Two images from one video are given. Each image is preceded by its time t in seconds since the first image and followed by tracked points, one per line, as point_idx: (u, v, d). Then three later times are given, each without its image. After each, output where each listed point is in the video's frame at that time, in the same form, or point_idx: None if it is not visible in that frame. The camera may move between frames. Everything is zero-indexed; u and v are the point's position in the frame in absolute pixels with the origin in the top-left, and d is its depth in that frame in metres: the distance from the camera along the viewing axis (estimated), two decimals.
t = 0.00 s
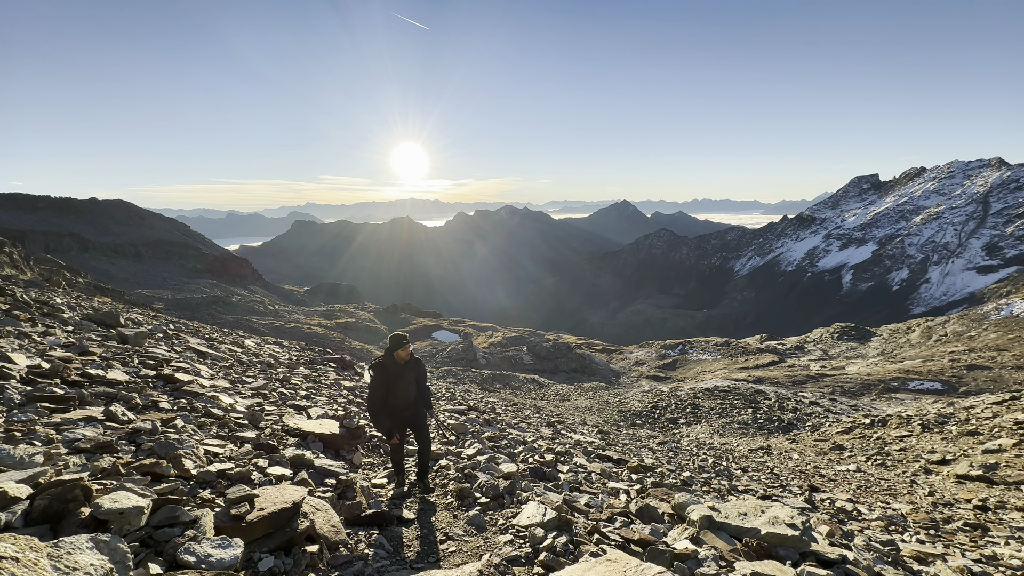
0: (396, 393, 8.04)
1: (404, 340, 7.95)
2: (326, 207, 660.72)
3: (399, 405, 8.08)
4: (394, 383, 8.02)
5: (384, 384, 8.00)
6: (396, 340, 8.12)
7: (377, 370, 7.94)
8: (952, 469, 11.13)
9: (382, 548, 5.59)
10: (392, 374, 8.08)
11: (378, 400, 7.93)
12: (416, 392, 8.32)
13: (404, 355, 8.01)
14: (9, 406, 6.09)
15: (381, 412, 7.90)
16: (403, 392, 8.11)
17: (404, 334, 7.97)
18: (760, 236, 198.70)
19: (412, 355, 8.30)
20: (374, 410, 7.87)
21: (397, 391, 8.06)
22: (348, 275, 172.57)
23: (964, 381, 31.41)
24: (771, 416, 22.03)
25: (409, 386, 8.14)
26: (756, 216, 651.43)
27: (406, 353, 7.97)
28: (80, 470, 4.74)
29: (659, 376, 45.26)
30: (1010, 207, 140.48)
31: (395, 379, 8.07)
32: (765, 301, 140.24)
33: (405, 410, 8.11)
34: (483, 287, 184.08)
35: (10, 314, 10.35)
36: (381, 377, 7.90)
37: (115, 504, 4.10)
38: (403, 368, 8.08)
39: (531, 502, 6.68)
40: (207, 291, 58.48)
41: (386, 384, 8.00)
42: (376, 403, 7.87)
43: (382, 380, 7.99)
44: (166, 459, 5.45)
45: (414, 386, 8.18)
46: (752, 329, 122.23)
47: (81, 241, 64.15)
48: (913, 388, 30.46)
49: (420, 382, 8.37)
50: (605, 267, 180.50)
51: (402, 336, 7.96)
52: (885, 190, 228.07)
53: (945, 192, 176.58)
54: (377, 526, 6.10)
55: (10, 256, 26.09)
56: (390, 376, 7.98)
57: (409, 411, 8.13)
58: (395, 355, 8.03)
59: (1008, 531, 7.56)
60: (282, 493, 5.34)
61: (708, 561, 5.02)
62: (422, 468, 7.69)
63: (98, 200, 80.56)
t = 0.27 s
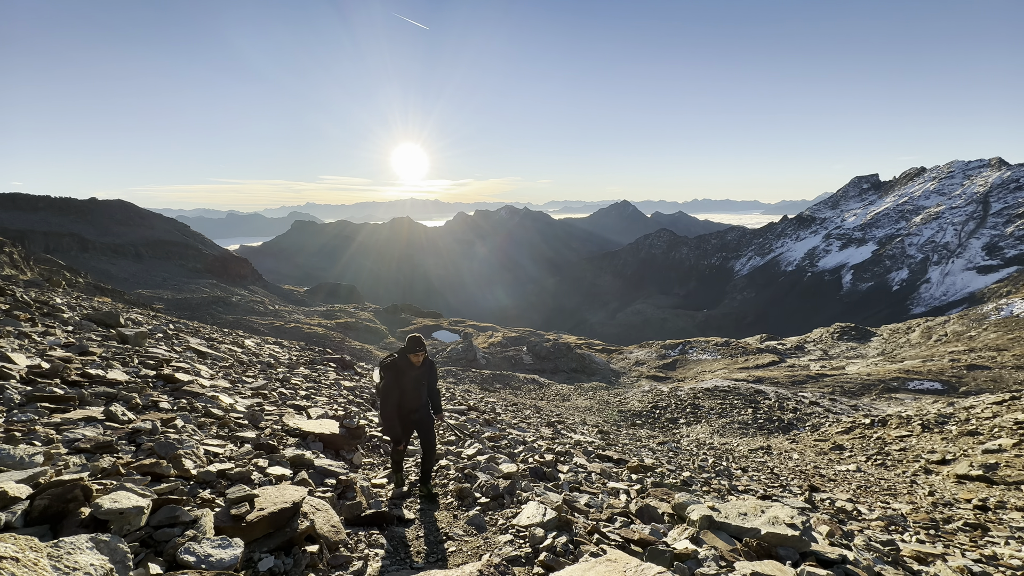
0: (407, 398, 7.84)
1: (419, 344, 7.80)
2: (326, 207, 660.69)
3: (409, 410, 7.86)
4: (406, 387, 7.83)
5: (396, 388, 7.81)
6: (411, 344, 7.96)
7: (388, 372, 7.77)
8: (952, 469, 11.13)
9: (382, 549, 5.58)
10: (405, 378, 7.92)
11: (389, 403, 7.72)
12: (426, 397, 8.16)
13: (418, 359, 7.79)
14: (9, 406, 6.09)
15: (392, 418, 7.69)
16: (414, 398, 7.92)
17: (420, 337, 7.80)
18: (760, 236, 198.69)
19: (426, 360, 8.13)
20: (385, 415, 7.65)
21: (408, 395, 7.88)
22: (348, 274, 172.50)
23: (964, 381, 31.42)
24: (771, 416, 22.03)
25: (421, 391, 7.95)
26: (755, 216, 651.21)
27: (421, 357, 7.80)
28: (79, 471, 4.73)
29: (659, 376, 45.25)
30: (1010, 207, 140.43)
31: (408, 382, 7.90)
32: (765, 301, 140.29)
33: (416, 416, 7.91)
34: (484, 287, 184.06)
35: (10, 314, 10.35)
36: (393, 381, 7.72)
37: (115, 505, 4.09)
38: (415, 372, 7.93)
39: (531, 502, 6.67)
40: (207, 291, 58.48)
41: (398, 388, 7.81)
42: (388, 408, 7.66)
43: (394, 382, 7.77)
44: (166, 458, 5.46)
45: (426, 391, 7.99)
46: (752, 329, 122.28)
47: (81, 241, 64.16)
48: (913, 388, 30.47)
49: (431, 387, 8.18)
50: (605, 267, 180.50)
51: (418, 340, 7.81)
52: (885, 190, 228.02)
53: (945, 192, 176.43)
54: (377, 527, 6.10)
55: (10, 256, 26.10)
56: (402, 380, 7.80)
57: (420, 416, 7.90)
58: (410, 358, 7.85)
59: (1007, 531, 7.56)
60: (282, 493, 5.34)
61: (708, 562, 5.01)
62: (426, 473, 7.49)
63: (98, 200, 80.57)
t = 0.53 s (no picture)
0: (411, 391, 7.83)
1: (425, 338, 7.71)
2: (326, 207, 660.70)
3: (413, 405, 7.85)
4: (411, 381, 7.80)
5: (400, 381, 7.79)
6: (417, 338, 7.88)
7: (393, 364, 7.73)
8: (953, 469, 11.12)
9: (383, 549, 5.59)
10: (412, 371, 7.92)
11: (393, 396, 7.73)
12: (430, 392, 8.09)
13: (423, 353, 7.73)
14: (9, 406, 6.08)
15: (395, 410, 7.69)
16: (419, 391, 7.91)
17: (427, 331, 7.72)
18: (760, 236, 198.68)
19: (433, 353, 8.06)
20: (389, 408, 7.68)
21: (413, 389, 7.86)
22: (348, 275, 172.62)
23: (964, 381, 31.44)
24: (771, 416, 22.04)
25: (427, 385, 7.93)
26: (755, 216, 651.33)
27: (427, 351, 7.73)
28: (79, 470, 4.73)
29: (659, 376, 45.27)
30: (1010, 207, 140.41)
31: (414, 376, 7.86)
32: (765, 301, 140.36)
33: (421, 412, 7.89)
34: (484, 287, 184.07)
35: (10, 314, 10.35)
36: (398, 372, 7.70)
37: (114, 506, 4.09)
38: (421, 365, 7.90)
39: (531, 502, 6.67)
40: (208, 291, 58.53)
41: (404, 381, 7.79)
42: (390, 401, 7.67)
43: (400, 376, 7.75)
44: (166, 459, 5.45)
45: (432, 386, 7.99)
46: (752, 329, 122.38)
47: (81, 241, 64.18)
48: (913, 388, 30.49)
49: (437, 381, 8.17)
50: (605, 267, 180.49)
51: (424, 333, 7.73)
52: (885, 190, 228.05)
53: (945, 192, 176.36)
54: (377, 527, 6.11)
55: (10, 256, 26.11)
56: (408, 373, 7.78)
57: (425, 411, 7.89)
58: (416, 351, 7.81)
59: (1008, 531, 7.55)
60: (282, 493, 5.34)
61: (708, 561, 5.01)
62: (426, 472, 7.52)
63: (98, 201, 80.59)
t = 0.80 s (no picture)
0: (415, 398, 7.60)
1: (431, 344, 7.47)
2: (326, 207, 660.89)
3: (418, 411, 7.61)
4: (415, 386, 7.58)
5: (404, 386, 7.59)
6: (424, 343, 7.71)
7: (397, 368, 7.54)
8: (952, 469, 11.12)
9: (382, 548, 5.60)
10: (417, 377, 7.71)
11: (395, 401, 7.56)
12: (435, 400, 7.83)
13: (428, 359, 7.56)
14: (9, 406, 6.09)
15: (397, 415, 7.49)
16: (425, 398, 7.65)
17: (432, 336, 7.49)
18: (760, 236, 198.66)
19: (439, 361, 7.87)
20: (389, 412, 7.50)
21: (416, 395, 7.64)
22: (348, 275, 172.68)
23: (964, 381, 31.43)
24: (771, 416, 22.04)
25: (433, 392, 7.68)
26: (755, 216, 651.25)
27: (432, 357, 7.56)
28: (79, 470, 4.73)
29: (659, 376, 45.28)
30: (1010, 207, 140.31)
31: (420, 382, 7.64)
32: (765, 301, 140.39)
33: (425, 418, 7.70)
34: (484, 287, 184.08)
35: (10, 314, 10.35)
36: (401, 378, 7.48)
37: (115, 505, 4.09)
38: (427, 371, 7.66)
39: (531, 502, 6.67)
40: (208, 291, 58.52)
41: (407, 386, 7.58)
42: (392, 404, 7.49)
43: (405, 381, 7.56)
44: (166, 458, 5.45)
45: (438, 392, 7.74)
46: (752, 329, 122.44)
47: (81, 241, 64.16)
48: (913, 388, 30.48)
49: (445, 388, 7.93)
50: (605, 267, 180.51)
51: (430, 339, 7.50)
52: (885, 190, 228.11)
53: (945, 192, 176.35)
54: (377, 527, 6.12)
55: (10, 256, 26.11)
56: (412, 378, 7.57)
57: (428, 419, 7.65)
58: (422, 357, 7.59)
59: (1009, 531, 7.55)
60: (282, 493, 5.35)
61: (708, 562, 5.00)
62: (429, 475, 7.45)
63: (98, 201, 80.57)
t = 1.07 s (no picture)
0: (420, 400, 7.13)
1: (433, 341, 7.03)
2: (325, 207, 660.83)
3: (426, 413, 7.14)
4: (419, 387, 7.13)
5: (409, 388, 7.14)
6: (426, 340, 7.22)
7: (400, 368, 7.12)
8: (953, 469, 11.13)
9: (382, 548, 5.60)
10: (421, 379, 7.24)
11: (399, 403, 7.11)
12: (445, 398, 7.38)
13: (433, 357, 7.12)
14: (9, 406, 6.09)
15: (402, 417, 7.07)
16: (430, 400, 7.17)
17: (435, 333, 7.05)
18: (760, 236, 198.65)
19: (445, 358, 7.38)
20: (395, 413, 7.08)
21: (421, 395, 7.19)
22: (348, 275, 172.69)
23: (964, 381, 31.43)
24: (771, 416, 22.05)
25: (438, 394, 7.17)
26: (755, 216, 651.21)
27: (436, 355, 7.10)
28: (79, 470, 4.73)
29: (659, 376, 45.30)
30: (1010, 207, 140.38)
31: (425, 383, 7.19)
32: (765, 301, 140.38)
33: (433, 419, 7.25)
34: (484, 287, 184.04)
35: (10, 314, 10.35)
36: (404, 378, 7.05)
37: (115, 505, 4.09)
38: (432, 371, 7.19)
39: (532, 502, 6.68)
40: (207, 291, 58.55)
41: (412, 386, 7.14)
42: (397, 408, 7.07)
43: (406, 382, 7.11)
44: (166, 458, 5.46)
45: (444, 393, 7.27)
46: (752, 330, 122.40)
47: (81, 241, 64.15)
48: (913, 388, 30.49)
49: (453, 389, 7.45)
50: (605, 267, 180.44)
51: (431, 336, 7.07)
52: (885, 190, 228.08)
53: (945, 192, 176.47)
54: (377, 527, 6.11)
55: (10, 256, 26.12)
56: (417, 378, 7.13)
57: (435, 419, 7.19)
58: (424, 356, 7.15)
59: (1009, 531, 7.54)
60: (282, 492, 5.35)
61: (708, 561, 5.01)
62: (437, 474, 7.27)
63: (98, 200, 80.59)
